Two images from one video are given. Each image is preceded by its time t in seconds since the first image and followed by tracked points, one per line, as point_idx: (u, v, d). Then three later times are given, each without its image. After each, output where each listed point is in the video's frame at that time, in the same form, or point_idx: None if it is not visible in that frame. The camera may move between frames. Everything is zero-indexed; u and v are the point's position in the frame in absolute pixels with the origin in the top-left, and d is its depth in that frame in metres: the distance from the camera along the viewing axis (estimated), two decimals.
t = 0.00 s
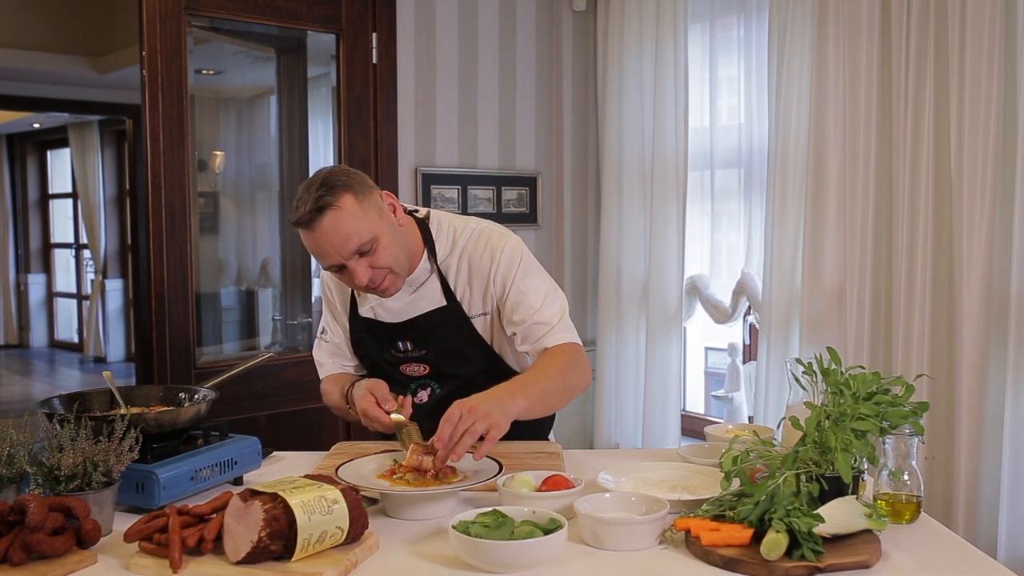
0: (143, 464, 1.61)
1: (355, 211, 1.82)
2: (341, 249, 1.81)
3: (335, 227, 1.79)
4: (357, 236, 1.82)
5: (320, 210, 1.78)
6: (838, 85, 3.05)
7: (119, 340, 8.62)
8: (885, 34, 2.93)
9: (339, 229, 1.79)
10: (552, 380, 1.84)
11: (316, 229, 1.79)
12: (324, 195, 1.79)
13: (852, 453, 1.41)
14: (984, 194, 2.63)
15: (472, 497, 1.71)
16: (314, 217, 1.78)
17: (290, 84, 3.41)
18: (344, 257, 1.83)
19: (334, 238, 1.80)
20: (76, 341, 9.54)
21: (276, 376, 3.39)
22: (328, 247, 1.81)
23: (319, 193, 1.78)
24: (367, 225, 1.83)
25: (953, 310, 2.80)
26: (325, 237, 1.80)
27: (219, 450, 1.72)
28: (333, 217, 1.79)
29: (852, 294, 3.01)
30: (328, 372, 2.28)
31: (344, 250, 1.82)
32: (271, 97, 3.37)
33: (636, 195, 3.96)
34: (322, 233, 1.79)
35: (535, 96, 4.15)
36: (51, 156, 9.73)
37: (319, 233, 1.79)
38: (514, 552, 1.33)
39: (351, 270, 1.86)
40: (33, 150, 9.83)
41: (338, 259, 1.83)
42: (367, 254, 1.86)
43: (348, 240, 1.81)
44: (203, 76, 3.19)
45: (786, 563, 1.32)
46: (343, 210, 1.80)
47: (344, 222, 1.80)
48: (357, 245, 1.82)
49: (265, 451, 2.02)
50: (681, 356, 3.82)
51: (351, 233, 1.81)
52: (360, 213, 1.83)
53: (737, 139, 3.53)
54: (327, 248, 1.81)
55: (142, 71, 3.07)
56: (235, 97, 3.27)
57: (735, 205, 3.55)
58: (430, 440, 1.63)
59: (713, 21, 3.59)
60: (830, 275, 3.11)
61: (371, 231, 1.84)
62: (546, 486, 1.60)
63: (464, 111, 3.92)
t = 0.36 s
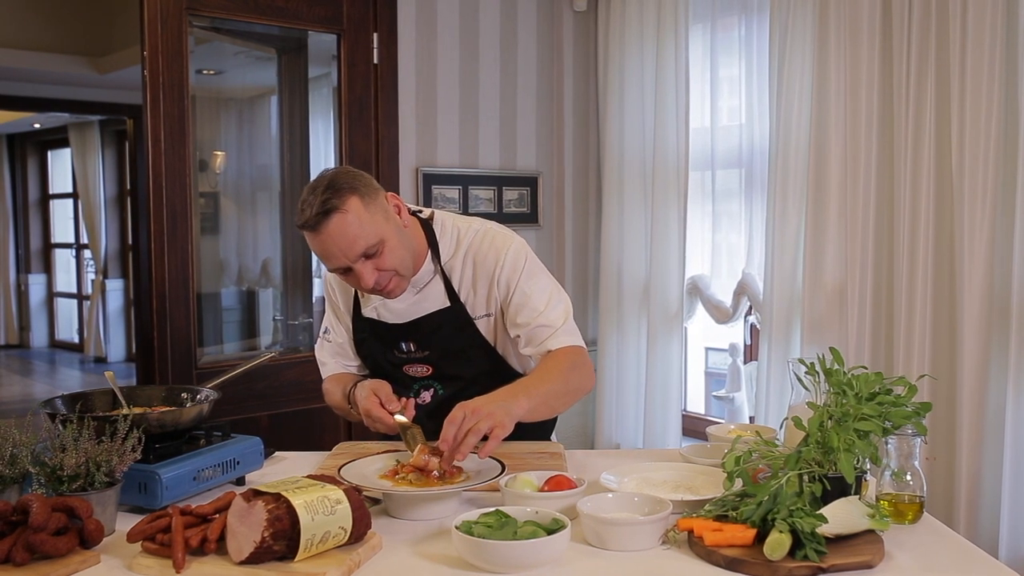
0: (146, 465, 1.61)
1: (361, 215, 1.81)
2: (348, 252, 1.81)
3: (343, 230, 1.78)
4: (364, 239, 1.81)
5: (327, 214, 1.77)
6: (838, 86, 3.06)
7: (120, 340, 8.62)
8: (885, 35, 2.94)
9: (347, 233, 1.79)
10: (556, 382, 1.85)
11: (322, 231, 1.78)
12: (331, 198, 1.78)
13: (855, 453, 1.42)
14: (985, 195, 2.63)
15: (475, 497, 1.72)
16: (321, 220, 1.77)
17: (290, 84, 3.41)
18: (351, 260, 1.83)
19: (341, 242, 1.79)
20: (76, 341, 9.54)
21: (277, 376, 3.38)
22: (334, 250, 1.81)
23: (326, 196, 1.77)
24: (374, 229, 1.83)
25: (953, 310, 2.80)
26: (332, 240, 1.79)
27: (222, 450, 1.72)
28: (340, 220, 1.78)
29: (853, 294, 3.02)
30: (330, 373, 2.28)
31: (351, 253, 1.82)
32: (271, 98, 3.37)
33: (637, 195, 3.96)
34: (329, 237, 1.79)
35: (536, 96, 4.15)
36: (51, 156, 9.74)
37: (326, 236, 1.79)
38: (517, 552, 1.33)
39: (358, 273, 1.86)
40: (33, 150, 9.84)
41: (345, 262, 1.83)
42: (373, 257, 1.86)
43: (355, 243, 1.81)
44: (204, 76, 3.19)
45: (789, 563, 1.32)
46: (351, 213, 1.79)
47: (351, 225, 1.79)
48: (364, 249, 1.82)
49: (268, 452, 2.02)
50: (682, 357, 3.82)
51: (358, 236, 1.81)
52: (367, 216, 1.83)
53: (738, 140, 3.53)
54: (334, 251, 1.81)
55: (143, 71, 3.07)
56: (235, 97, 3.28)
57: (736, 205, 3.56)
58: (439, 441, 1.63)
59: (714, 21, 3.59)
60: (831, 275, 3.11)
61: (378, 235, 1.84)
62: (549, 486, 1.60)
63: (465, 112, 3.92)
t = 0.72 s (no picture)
0: (148, 465, 1.61)
1: (377, 229, 1.82)
2: (364, 265, 1.82)
3: (358, 244, 1.79)
4: (380, 253, 1.82)
5: (343, 230, 1.77)
6: (839, 86, 3.06)
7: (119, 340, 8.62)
8: (886, 35, 2.94)
9: (362, 246, 1.79)
10: (559, 383, 1.86)
11: (338, 245, 1.78)
12: (345, 213, 1.77)
13: (857, 453, 1.42)
14: (986, 195, 2.63)
15: (478, 497, 1.72)
16: (336, 235, 1.77)
17: (291, 84, 3.41)
18: (367, 272, 1.83)
19: (358, 256, 1.80)
20: (76, 341, 9.54)
21: (279, 376, 3.38)
22: (350, 263, 1.81)
23: (340, 211, 1.76)
24: (389, 241, 1.84)
25: (954, 310, 2.81)
26: (348, 254, 1.79)
27: (223, 451, 1.72)
28: (356, 235, 1.78)
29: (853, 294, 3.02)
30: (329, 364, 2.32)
31: (367, 266, 1.82)
32: (272, 98, 3.37)
33: (637, 195, 3.96)
34: (346, 252, 1.79)
35: (536, 96, 4.15)
36: (51, 156, 9.74)
37: (342, 250, 1.79)
38: (520, 552, 1.33)
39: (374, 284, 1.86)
40: (33, 150, 9.84)
41: (362, 274, 1.83)
42: (389, 268, 1.87)
43: (371, 256, 1.81)
44: (204, 76, 3.19)
45: (792, 563, 1.32)
46: (366, 226, 1.79)
47: (366, 239, 1.80)
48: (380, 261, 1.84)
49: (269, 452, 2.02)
50: (682, 357, 3.82)
51: (374, 249, 1.81)
52: (381, 228, 1.83)
53: (738, 140, 3.54)
54: (350, 264, 1.81)
55: (143, 71, 3.07)
56: (237, 97, 3.28)
57: (736, 205, 3.56)
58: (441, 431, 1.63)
59: (714, 22, 3.59)
60: (831, 276, 3.11)
61: (393, 247, 1.85)
62: (551, 486, 1.61)
63: (466, 112, 3.93)
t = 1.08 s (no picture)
0: (151, 465, 1.61)
1: (402, 229, 1.82)
2: (388, 264, 1.83)
3: (383, 244, 1.80)
4: (404, 253, 1.83)
5: (369, 229, 1.77)
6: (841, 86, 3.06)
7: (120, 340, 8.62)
8: (888, 35, 2.93)
9: (386, 246, 1.80)
10: (573, 392, 2.10)
11: (363, 244, 1.79)
12: (371, 213, 1.78)
13: (860, 453, 1.41)
14: (988, 195, 2.63)
15: (480, 497, 1.72)
16: (361, 234, 1.78)
17: (292, 84, 3.41)
18: (390, 271, 1.84)
19: (382, 256, 1.81)
20: (76, 340, 9.54)
21: (280, 376, 3.38)
22: (374, 262, 1.82)
23: (367, 211, 1.76)
24: (413, 241, 1.85)
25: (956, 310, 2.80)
26: (372, 253, 1.80)
27: (226, 450, 1.72)
28: (382, 234, 1.79)
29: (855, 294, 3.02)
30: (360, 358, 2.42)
31: (391, 265, 1.83)
32: (273, 97, 3.37)
33: (639, 196, 3.96)
34: (371, 251, 1.80)
35: (538, 96, 4.15)
36: (51, 156, 9.74)
37: (366, 249, 1.80)
38: (523, 552, 1.33)
39: (397, 283, 1.87)
40: (34, 150, 9.84)
41: (385, 273, 1.84)
42: (412, 267, 1.88)
43: (395, 256, 1.82)
44: (205, 76, 3.19)
45: (795, 563, 1.32)
46: (390, 227, 1.80)
47: (391, 239, 1.81)
48: (404, 261, 1.84)
49: (272, 452, 2.02)
50: (683, 357, 3.82)
51: (398, 249, 1.82)
52: (406, 229, 1.84)
53: (740, 140, 3.54)
54: (375, 263, 1.82)
55: (144, 71, 3.07)
56: (236, 97, 3.27)
57: (738, 205, 3.56)
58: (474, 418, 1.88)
59: (716, 22, 3.59)
60: (833, 276, 3.11)
61: (417, 247, 1.86)
62: (554, 486, 1.61)
63: (467, 112, 3.93)
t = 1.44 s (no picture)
0: (153, 465, 1.61)
1: (429, 227, 1.86)
2: (414, 261, 1.86)
3: (410, 241, 1.83)
4: (430, 250, 1.86)
5: (396, 226, 1.81)
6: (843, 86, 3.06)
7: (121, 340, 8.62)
8: (889, 35, 2.94)
9: (414, 243, 1.84)
10: (571, 406, 2.12)
11: (391, 240, 1.83)
12: (400, 210, 1.81)
13: (861, 453, 1.42)
14: (989, 195, 2.63)
15: (482, 497, 1.72)
16: (390, 230, 1.81)
17: (292, 84, 3.41)
18: (415, 267, 1.88)
19: (408, 252, 1.85)
20: (76, 340, 9.54)
21: (281, 376, 3.38)
22: (401, 257, 1.86)
23: (396, 208, 1.80)
24: (439, 240, 1.88)
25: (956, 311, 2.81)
26: (399, 249, 1.84)
27: (227, 451, 1.72)
28: (409, 232, 1.83)
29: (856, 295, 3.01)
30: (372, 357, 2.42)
31: (416, 262, 1.87)
32: (273, 98, 3.37)
33: (640, 196, 3.96)
34: (397, 247, 1.84)
35: (539, 96, 4.15)
36: (51, 156, 9.74)
37: (394, 245, 1.83)
38: (526, 552, 1.33)
39: (421, 280, 1.91)
40: (34, 150, 9.84)
41: (410, 269, 1.88)
42: (436, 265, 1.91)
43: (422, 254, 1.86)
44: (206, 76, 3.19)
45: (797, 563, 1.32)
46: (419, 225, 1.83)
47: (418, 237, 1.84)
48: (429, 259, 1.88)
49: (274, 451, 2.02)
50: (684, 357, 3.82)
51: (425, 247, 1.86)
52: (433, 227, 1.87)
53: (740, 140, 3.54)
54: (400, 259, 1.86)
55: (145, 71, 3.07)
56: (236, 97, 3.27)
57: (738, 205, 3.56)
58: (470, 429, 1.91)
59: (716, 22, 3.59)
60: (834, 276, 3.11)
61: (443, 246, 1.89)
62: (555, 486, 1.61)
63: (468, 112, 3.93)
